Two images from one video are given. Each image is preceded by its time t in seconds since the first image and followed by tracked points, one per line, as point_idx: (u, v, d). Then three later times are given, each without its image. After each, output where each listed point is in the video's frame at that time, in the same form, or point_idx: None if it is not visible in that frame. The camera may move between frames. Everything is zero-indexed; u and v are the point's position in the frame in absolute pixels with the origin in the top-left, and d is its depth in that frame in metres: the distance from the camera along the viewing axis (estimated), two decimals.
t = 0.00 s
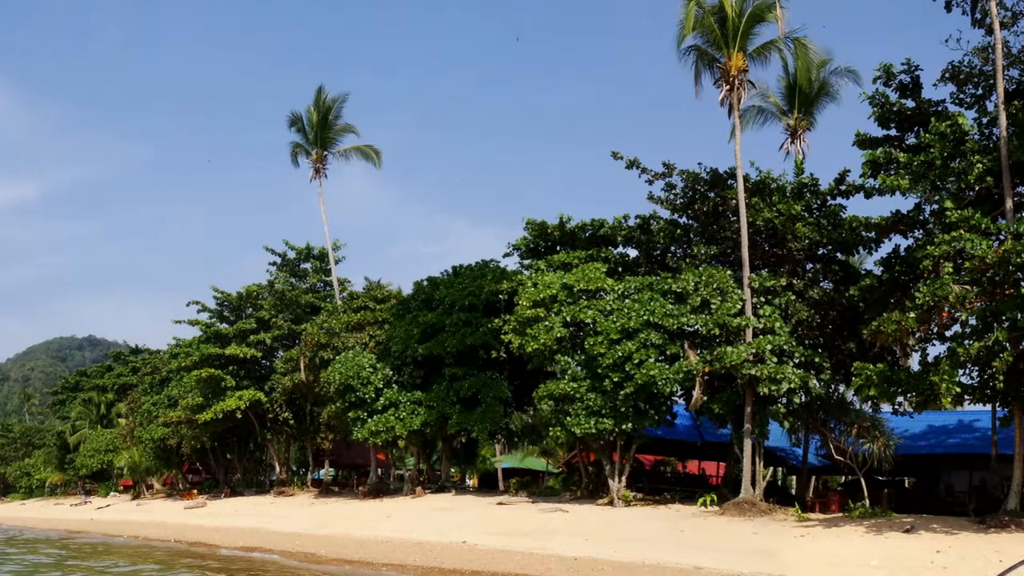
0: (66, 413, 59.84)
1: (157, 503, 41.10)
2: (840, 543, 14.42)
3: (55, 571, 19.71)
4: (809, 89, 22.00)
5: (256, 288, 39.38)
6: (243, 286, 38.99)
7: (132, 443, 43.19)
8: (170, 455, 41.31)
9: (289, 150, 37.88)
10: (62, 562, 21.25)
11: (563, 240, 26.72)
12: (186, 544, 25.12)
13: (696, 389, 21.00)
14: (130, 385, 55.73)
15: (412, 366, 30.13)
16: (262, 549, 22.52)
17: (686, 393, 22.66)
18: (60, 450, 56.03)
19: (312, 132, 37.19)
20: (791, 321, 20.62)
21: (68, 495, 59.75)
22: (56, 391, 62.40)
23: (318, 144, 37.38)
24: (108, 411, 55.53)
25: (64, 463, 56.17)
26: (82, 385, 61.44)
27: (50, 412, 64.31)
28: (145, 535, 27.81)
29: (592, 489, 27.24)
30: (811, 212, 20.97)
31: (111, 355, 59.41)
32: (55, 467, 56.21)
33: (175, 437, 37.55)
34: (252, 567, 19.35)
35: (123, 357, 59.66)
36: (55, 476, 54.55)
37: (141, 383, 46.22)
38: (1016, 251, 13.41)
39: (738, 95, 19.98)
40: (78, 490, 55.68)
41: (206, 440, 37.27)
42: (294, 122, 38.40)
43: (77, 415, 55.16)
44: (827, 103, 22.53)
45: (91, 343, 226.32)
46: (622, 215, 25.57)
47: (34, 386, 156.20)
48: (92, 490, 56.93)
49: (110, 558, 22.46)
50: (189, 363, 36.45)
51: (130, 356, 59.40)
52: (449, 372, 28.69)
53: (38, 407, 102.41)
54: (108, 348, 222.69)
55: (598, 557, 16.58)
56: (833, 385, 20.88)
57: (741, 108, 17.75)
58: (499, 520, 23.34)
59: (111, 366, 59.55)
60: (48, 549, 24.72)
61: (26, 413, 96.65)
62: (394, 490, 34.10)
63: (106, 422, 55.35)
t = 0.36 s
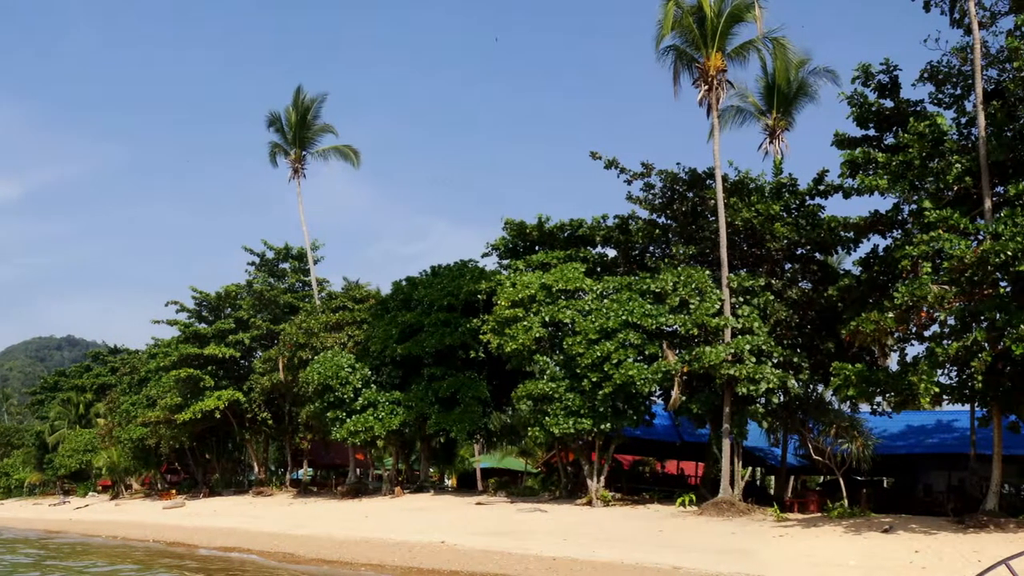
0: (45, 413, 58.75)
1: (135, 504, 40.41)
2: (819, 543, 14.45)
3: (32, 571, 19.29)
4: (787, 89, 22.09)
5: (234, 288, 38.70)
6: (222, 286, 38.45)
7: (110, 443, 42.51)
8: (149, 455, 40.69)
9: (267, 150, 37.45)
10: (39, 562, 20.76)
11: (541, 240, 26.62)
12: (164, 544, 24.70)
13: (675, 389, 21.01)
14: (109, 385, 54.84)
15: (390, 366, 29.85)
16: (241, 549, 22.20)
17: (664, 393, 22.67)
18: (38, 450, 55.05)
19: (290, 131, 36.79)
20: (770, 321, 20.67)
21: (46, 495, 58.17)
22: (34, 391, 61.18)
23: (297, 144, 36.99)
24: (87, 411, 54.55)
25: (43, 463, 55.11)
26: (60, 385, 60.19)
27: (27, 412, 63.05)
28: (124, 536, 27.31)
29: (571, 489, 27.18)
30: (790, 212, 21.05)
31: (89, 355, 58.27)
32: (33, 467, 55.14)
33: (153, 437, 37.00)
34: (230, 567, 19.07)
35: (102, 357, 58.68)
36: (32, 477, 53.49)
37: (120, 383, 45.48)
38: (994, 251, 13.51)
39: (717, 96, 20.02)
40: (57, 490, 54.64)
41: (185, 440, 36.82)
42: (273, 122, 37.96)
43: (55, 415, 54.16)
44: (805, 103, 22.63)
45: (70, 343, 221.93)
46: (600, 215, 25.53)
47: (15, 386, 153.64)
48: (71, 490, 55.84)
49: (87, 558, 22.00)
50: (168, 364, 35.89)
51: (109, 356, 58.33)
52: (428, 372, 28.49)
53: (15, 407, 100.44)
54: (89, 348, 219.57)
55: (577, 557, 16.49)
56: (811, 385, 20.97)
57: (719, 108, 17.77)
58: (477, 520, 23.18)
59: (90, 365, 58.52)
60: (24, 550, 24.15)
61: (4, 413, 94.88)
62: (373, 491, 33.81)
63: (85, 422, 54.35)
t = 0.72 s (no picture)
0: (23, 413, 57.67)
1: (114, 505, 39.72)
2: (799, 543, 14.48)
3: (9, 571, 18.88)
4: (766, 89, 22.19)
5: (212, 288, 38.17)
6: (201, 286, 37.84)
7: (89, 442, 41.73)
8: (127, 455, 40.08)
9: (246, 150, 37.00)
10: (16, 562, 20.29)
11: (520, 239, 26.52)
12: (143, 544, 24.28)
13: (654, 389, 21.00)
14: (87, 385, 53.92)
15: (369, 366, 29.55)
16: (221, 549, 21.87)
17: (643, 393, 22.67)
18: (16, 450, 54.02)
19: (268, 131, 36.35)
20: (748, 321, 20.73)
21: (24, 496, 57.09)
22: (12, 391, 60.09)
23: (276, 144, 36.56)
24: (66, 411, 53.63)
25: (21, 463, 54.14)
26: (38, 385, 59.14)
27: (5, 412, 61.85)
28: (103, 536, 26.78)
29: (550, 489, 27.11)
30: (768, 212, 21.14)
31: (67, 354, 57.13)
32: (11, 467, 54.16)
33: (131, 437, 36.38)
34: (210, 567, 18.79)
35: (80, 357, 57.64)
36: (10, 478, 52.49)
37: (99, 383, 44.69)
38: (973, 251, 13.60)
39: (695, 95, 20.05)
40: (36, 490, 53.65)
41: (164, 440, 36.30)
42: (252, 122, 37.49)
43: (33, 415, 53.20)
44: (784, 102, 22.73)
45: (45, 343, 218.45)
46: (579, 215, 25.49)
47: None
48: (49, 491, 54.88)
49: (65, 558, 21.55)
50: (146, 364, 35.34)
51: (88, 356, 57.38)
52: (407, 372, 28.26)
53: None
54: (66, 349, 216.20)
55: (555, 557, 16.41)
56: (790, 384, 21.05)
57: (698, 108, 17.79)
58: (455, 520, 23.02)
59: (69, 365, 57.41)
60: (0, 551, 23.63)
61: None
62: (352, 491, 33.50)
63: (63, 422, 53.45)
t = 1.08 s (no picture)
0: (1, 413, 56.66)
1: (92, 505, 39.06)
2: (777, 543, 14.52)
3: None
4: (745, 90, 22.28)
5: (190, 288, 37.62)
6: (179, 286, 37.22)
7: (68, 442, 40.98)
8: (106, 455, 39.44)
9: (224, 150, 36.56)
10: None
11: (499, 240, 26.41)
12: (122, 544, 23.85)
13: (633, 389, 20.98)
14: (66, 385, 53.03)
15: (348, 366, 29.27)
16: (200, 549, 21.53)
17: (622, 393, 22.65)
18: None
19: (247, 131, 35.93)
20: (727, 321, 20.78)
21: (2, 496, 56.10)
22: None
23: (254, 144, 36.12)
24: (45, 411, 52.78)
25: None
26: (16, 385, 58.14)
27: None
28: (82, 535, 26.25)
29: (529, 489, 27.01)
30: (747, 212, 21.20)
31: (46, 354, 56.16)
32: None
33: (110, 437, 35.79)
34: (189, 567, 18.50)
35: (59, 357, 56.68)
36: None
37: (78, 383, 43.90)
38: (952, 251, 13.70)
39: (674, 95, 20.08)
40: (15, 490, 52.73)
41: (143, 440, 35.73)
42: (231, 122, 37.04)
43: (12, 415, 52.28)
44: (762, 103, 22.81)
45: (21, 343, 215.39)
46: (558, 215, 25.44)
47: None
48: (27, 491, 53.96)
49: (44, 558, 21.11)
50: (124, 364, 34.79)
51: (67, 356, 56.45)
52: (385, 372, 28.01)
53: None
54: (43, 350, 213.07)
55: (534, 557, 16.31)
56: (769, 384, 21.14)
57: (677, 108, 17.80)
58: (434, 520, 22.84)
59: (48, 366, 56.45)
60: None
61: None
62: (331, 491, 33.16)
63: (42, 423, 52.53)
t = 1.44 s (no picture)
0: None
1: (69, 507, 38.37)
2: (756, 543, 14.54)
3: None
4: (723, 90, 22.35)
5: (169, 288, 36.97)
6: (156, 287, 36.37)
7: (46, 442, 40.25)
8: (85, 455, 38.82)
9: (203, 150, 36.10)
10: None
11: (477, 240, 26.27)
12: (101, 544, 23.42)
13: (612, 389, 20.97)
14: (44, 385, 52.09)
15: (326, 366, 28.96)
16: (179, 549, 21.19)
17: (600, 393, 22.63)
18: None
19: (225, 131, 35.48)
20: (705, 321, 20.82)
21: None
22: None
23: (233, 144, 35.67)
24: (23, 411, 51.94)
25: None
26: None
27: None
28: (60, 535, 25.75)
29: (507, 489, 26.90)
30: (725, 212, 21.27)
31: (25, 354, 55.23)
32: None
33: (89, 437, 35.24)
34: (167, 567, 18.20)
35: (37, 358, 55.72)
36: None
37: (57, 383, 43.15)
38: (930, 251, 13.83)
39: (653, 95, 20.08)
40: None
41: (121, 441, 35.14)
42: (210, 122, 36.56)
43: None
44: (741, 102, 22.89)
45: None
46: (537, 215, 25.37)
47: None
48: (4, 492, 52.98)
49: (20, 558, 20.66)
50: (103, 364, 34.26)
51: (46, 356, 55.56)
52: (363, 372, 27.79)
53: None
54: (19, 351, 209.92)
55: (513, 557, 16.20)
56: (747, 384, 21.20)
57: (655, 109, 17.80)
58: (413, 520, 22.66)
59: (26, 365, 55.48)
60: None
61: None
62: (309, 491, 32.82)
63: (20, 422, 51.69)
